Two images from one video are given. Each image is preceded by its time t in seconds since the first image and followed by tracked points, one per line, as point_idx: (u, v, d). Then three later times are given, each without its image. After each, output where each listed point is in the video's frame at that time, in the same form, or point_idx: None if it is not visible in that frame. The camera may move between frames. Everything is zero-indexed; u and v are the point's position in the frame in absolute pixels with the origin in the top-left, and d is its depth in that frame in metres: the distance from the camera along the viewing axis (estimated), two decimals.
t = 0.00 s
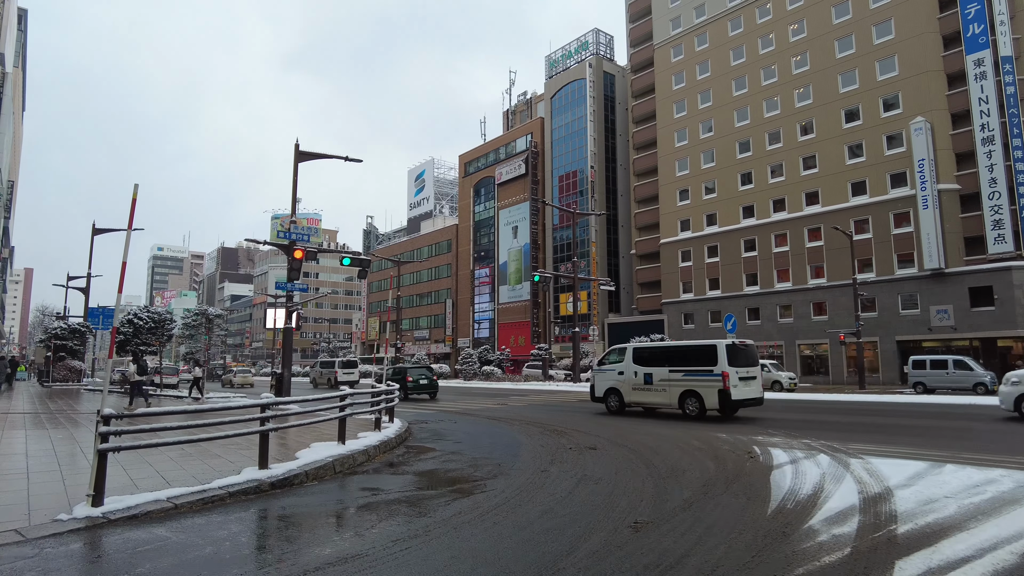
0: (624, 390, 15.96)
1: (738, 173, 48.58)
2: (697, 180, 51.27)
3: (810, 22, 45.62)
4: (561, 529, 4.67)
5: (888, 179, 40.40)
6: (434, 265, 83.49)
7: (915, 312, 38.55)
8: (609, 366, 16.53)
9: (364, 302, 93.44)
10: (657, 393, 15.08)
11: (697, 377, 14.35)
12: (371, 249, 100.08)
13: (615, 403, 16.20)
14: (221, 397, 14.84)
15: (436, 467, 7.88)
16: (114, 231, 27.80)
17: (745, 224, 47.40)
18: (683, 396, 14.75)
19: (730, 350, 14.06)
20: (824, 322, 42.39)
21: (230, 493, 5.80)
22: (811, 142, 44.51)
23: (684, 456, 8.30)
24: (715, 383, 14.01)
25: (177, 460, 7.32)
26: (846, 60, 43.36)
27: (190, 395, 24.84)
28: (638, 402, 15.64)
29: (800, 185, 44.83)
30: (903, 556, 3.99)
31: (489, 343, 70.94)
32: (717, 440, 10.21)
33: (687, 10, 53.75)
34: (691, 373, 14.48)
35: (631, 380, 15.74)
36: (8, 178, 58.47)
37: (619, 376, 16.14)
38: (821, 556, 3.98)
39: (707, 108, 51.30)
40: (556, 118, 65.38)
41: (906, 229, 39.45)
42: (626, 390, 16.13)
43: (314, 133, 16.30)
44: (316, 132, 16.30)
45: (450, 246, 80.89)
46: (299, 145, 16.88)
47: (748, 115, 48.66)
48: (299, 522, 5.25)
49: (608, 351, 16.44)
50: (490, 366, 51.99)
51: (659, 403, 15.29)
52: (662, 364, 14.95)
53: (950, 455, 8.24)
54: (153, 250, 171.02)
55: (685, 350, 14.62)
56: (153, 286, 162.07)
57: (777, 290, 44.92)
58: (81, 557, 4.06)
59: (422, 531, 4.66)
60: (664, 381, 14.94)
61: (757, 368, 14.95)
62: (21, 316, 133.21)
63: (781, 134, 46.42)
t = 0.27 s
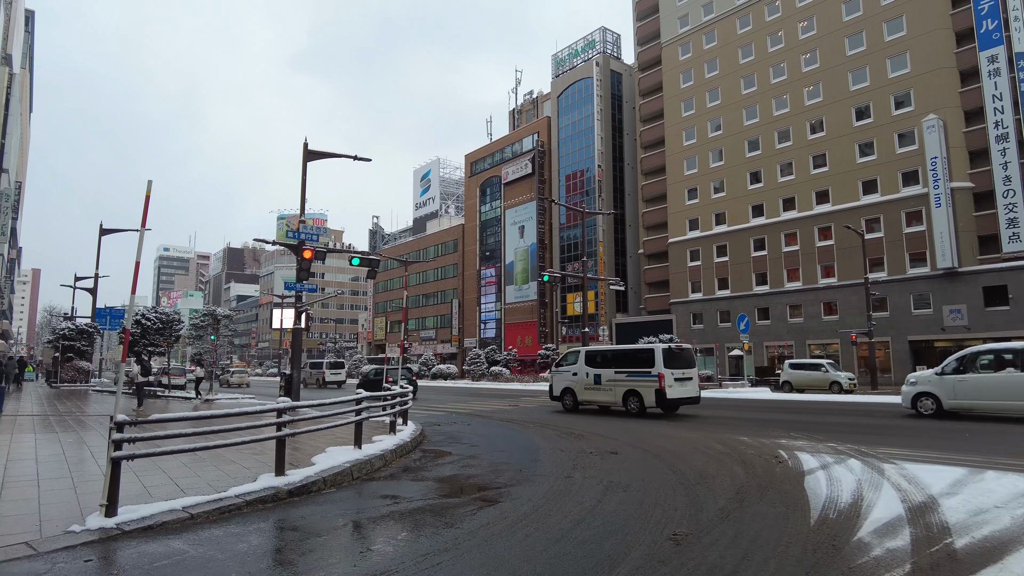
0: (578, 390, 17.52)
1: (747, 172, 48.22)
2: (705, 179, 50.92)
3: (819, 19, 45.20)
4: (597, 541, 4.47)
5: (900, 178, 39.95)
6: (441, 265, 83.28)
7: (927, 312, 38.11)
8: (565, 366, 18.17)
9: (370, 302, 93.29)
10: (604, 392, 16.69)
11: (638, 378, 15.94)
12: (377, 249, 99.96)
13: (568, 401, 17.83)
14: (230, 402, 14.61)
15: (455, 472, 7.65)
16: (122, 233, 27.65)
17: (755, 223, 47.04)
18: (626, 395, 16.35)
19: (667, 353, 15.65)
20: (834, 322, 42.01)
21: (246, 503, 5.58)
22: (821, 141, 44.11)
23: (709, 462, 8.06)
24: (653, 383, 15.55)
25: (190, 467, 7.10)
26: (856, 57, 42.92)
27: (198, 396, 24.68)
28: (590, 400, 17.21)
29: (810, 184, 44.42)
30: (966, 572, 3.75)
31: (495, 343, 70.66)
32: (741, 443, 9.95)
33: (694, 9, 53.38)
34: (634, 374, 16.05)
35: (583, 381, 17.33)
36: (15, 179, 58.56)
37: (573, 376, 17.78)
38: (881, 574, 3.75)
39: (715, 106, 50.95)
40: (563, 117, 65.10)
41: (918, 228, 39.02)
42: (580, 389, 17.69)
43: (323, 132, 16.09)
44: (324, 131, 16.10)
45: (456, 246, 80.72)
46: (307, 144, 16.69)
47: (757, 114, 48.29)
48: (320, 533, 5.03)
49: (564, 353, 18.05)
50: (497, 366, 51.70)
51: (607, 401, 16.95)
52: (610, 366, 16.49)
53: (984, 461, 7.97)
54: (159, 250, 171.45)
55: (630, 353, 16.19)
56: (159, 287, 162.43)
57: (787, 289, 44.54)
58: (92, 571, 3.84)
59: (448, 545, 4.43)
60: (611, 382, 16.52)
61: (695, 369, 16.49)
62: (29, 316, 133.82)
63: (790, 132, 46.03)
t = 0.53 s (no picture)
0: (545, 388, 19.86)
1: (756, 172, 47.92)
2: (713, 179, 50.65)
3: (829, 18, 44.87)
4: (631, 547, 4.30)
5: (911, 177, 39.58)
6: (447, 267, 83.18)
7: (939, 312, 37.73)
8: (535, 369, 20.44)
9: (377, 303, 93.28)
10: (567, 390, 19.01)
11: (595, 378, 18.19)
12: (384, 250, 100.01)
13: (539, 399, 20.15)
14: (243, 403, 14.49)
15: (474, 473, 7.49)
16: (132, 233, 27.76)
17: (764, 223, 46.73)
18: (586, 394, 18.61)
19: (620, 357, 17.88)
20: (845, 323, 41.68)
21: (265, 505, 5.43)
22: (831, 140, 43.78)
23: (733, 464, 7.89)
24: (609, 382, 17.81)
25: (207, 469, 6.97)
26: (866, 56, 42.58)
27: (207, 397, 24.62)
28: (555, 398, 19.50)
29: (819, 184, 44.10)
30: None
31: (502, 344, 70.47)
32: (762, 445, 9.76)
33: (702, 8, 53.12)
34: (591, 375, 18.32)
35: (550, 381, 19.65)
36: (24, 180, 58.84)
37: (541, 375, 20.09)
38: None
39: (723, 106, 50.67)
40: (570, 117, 64.94)
41: (929, 228, 38.64)
42: (547, 388, 20.01)
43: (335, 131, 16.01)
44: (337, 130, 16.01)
45: (463, 247, 80.63)
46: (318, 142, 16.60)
47: (766, 113, 47.98)
48: (341, 536, 4.88)
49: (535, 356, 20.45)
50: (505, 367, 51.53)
51: (570, 398, 19.20)
52: (573, 368, 18.79)
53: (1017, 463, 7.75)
54: (166, 252, 172.11)
55: (588, 356, 18.51)
56: (166, 288, 162.94)
57: (797, 290, 44.21)
58: None
59: (478, 549, 4.27)
60: (572, 381, 18.83)
61: (650, 368, 18.56)
62: (38, 318, 134.61)
63: (799, 132, 45.71)
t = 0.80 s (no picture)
0: (508, 390, 20.78)
1: (762, 174, 47.69)
2: (719, 181, 50.44)
3: (835, 19, 44.68)
4: (672, 559, 4.12)
5: (918, 179, 39.33)
6: (450, 269, 82.99)
7: (948, 315, 37.44)
8: (501, 372, 21.57)
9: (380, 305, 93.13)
10: (525, 392, 19.94)
11: (551, 380, 19.13)
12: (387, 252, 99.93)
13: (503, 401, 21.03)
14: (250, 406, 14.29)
15: (493, 480, 7.29)
16: (137, 235, 27.68)
17: (770, 225, 46.48)
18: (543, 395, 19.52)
19: (574, 360, 18.80)
20: (851, 326, 41.41)
21: (282, 515, 5.24)
22: (837, 142, 43.55)
23: (757, 471, 7.67)
24: (562, 384, 18.72)
25: (219, 476, 6.78)
26: (873, 57, 42.37)
27: (211, 400, 24.46)
28: (516, 400, 20.42)
29: (825, 186, 43.87)
30: None
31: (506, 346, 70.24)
32: (783, 450, 9.55)
33: (707, 9, 52.98)
34: (548, 377, 19.24)
35: (512, 383, 20.57)
36: (28, 181, 58.80)
37: (504, 378, 21.03)
38: None
39: (729, 108, 50.49)
40: (574, 119, 64.80)
41: (937, 230, 38.37)
42: (510, 391, 20.95)
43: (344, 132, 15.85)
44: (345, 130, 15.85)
45: (466, 249, 80.49)
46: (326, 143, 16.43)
47: (771, 115, 47.79)
48: (362, 548, 4.68)
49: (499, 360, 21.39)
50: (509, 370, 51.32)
51: (530, 400, 20.08)
52: (530, 371, 19.73)
53: None
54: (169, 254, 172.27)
55: (545, 359, 19.42)
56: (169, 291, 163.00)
57: (803, 293, 43.96)
58: None
59: (509, 563, 4.08)
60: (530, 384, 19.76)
61: (603, 372, 19.49)
62: (41, 319, 134.79)
63: (805, 134, 45.50)
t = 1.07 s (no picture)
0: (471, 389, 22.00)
1: (764, 173, 47.51)
2: (721, 180, 50.25)
3: (838, 18, 44.50)
4: (708, 567, 3.91)
5: (922, 178, 39.15)
6: (450, 269, 82.78)
7: (952, 315, 37.28)
8: (465, 372, 22.50)
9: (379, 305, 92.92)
10: (486, 391, 21.18)
11: (510, 379, 20.39)
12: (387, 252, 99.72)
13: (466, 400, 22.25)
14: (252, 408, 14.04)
15: (507, 482, 7.08)
16: (137, 234, 27.50)
17: (772, 225, 46.29)
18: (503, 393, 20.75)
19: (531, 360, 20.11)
20: (854, 325, 41.24)
21: (295, 518, 5.03)
22: (840, 141, 43.38)
23: (778, 473, 7.46)
24: (519, 383, 19.99)
25: (228, 478, 6.56)
26: (876, 56, 42.19)
27: (212, 400, 24.28)
28: (479, 398, 21.63)
29: (828, 185, 43.69)
30: None
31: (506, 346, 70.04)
32: (800, 451, 9.34)
33: (709, 8, 52.82)
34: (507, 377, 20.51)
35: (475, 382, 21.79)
36: (26, 180, 58.54)
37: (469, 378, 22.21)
38: None
39: (731, 107, 50.31)
40: (575, 118, 64.61)
41: (941, 229, 38.19)
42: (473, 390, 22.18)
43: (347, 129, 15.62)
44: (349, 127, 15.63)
45: (466, 249, 80.30)
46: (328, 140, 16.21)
47: (774, 114, 47.60)
48: (380, 554, 4.47)
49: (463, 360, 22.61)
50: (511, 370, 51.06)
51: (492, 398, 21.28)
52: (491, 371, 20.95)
53: None
54: (169, 254, 172.11)
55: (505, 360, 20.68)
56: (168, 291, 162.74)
57: (806, 292, 43.78)
58: None
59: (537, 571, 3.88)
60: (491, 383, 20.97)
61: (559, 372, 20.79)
62: (40, 320, 134.48)
63: (808, 133, 45.32)
